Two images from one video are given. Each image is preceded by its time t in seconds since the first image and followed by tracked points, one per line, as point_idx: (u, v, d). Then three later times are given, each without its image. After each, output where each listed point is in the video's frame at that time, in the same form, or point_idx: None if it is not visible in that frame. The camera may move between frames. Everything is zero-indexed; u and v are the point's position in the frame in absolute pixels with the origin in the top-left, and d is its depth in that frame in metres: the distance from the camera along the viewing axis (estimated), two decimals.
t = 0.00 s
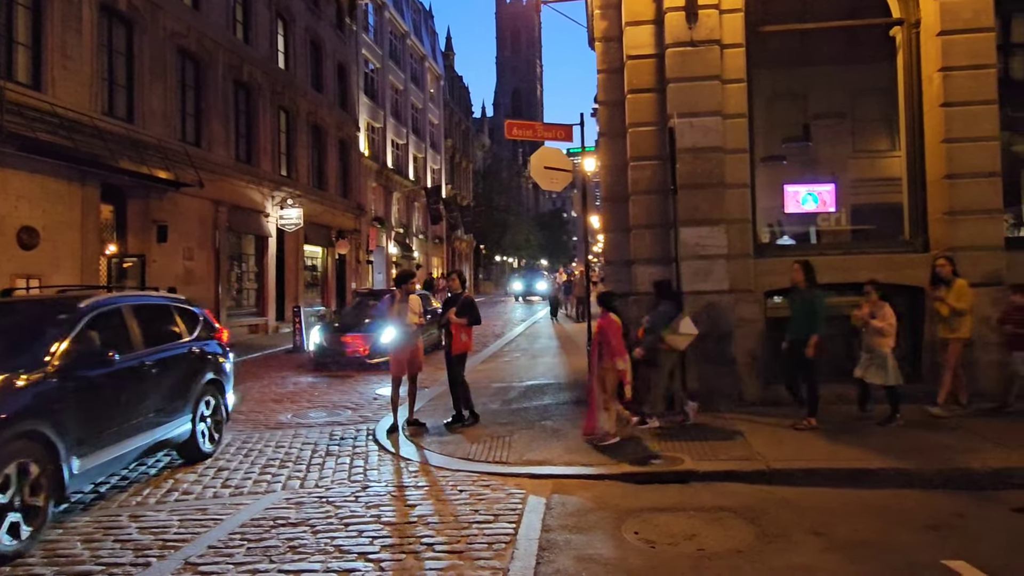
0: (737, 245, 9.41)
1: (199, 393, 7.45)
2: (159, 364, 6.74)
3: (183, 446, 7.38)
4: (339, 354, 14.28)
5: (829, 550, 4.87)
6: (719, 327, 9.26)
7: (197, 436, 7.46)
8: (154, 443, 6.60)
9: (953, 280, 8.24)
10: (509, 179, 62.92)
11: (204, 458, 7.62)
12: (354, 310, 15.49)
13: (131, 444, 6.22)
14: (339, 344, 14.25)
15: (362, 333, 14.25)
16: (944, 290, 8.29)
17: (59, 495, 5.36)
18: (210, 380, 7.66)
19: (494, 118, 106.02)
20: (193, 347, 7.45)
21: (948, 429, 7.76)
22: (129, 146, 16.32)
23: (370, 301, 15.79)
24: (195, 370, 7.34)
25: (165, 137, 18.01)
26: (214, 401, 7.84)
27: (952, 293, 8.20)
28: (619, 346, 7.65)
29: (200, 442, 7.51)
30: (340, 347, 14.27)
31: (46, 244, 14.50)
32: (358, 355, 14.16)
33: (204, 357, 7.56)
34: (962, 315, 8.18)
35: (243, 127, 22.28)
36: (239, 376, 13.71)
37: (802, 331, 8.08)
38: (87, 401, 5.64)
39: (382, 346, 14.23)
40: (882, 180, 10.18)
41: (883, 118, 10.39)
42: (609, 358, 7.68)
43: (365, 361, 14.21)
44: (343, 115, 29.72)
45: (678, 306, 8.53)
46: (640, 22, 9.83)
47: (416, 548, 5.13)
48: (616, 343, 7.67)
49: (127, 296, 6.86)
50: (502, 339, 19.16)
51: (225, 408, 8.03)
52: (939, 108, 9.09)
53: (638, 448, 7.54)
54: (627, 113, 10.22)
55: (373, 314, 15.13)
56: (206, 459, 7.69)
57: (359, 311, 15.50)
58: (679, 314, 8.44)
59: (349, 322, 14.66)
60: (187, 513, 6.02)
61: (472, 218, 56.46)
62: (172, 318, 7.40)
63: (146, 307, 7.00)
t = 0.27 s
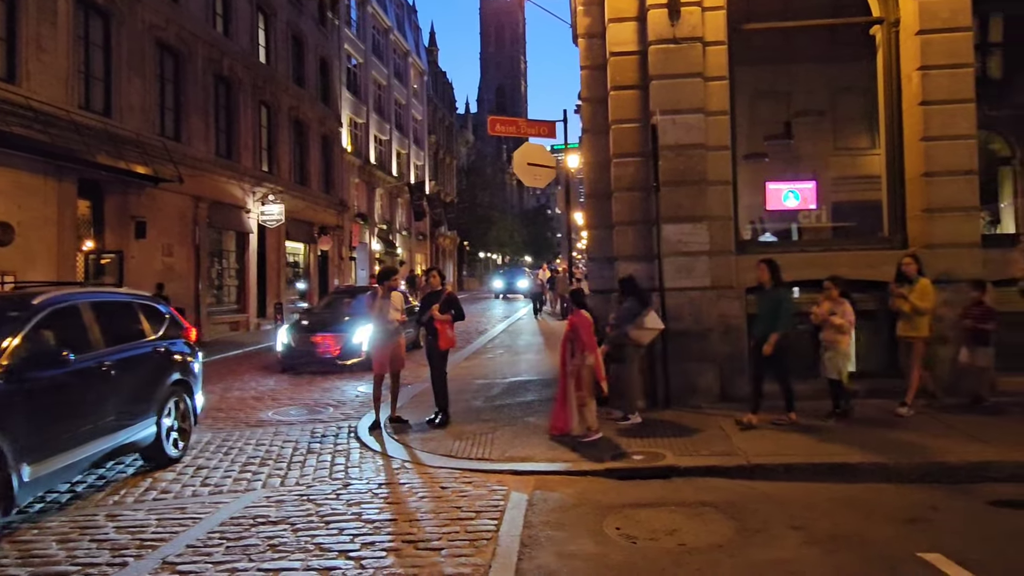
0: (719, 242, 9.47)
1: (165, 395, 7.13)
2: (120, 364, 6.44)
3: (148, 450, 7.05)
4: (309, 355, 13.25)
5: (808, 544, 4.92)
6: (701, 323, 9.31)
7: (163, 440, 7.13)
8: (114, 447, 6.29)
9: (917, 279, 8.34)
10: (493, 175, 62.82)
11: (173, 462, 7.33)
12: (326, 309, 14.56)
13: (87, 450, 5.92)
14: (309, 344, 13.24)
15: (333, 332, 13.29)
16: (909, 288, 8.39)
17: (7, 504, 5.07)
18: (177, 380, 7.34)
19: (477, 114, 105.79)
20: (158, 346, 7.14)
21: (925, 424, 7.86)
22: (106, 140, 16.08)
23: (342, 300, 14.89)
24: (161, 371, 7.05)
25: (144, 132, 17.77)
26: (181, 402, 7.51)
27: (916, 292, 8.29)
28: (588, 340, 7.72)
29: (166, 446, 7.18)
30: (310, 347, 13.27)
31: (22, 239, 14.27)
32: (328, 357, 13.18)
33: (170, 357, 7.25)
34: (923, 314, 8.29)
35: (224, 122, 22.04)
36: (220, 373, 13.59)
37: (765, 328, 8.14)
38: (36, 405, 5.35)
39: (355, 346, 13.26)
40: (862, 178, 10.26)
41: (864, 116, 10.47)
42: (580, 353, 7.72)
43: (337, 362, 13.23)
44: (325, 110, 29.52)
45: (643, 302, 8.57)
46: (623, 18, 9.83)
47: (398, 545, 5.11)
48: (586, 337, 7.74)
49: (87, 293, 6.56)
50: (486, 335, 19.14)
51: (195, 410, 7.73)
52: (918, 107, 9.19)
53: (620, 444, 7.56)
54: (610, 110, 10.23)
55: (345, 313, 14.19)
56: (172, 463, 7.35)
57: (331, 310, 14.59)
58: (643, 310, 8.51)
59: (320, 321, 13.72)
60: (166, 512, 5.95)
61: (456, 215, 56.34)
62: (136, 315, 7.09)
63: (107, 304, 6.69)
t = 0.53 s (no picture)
0: (696, 237, 9.55)
1: (124, 396, 6.74)
2: (73, 364, 6.03)
3: (104, 454, 6.64)
4: (271, 354, 12.47)
5: (782, 536, 4.98)
6: (678, 318, 9.38)
7: (121, 443, 6.73)
8: (66, 453, 5.91)
9: (878, 275, 8.39)
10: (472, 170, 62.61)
11: (131, 467, 6.93)
12: (292, 308, 13.83)
13: (34, 455, 5.54)
14: (272, 342, 12.47)
15: (298, 330, 12.55)
16: (869, 282, 8.46)
17: None
18: (138, 380, 6.94)
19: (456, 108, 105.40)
20: (117, 345, 6.72)
21: (897, 417, 7.99)
22: (76, 132, 15.76)
23: (309, 299, 14.17)
24: (120, 371, 6.64)
25: (115, 123, 17.44)
26: (142, 404, 7.10)
27: (875, 288, 8.36)
28: (556, 335, 7.69)
29: (124, 450, 6.77)
30: (272, 346, 12.50)
31: None
32: (292, 356, 12.41)
33: (130, 356, 6.85)
34: (882, 309, 8.38)
35: (198, 114, 21.70)
36: (195, 370, 13.42)
37: (725, 326, 8.10)
38: None
39: (321, 344, 12.54)
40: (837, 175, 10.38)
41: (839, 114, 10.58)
42: (547, 346, 7.71)
43: (302, 361, 12.46)
44: (302, 103, 29.21)
45: (604, 299, 8.74)
46: (602, 14, 9.84)
47: (375, 541, 5.09)
48: (556, 331, 7.71)
49: (40, 286, 6.12)
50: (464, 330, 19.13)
51: (157, 412, 7.33)
52: (891, 105, 9.32)
53: (598, 439, 7.59)
54: (589, 105, 10.24)
55: (311, 312, 13.48)
56: (130, 468, 6.95)
57: (297, 309, 13.85)
58: (604, 308, 8.67)
59: (285, 319, 12.98)
60: (138, 510, 5.86)
61: (434, 209, 56.15)
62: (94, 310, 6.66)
63: (62, 299, 6.26)
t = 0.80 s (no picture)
0: (681, 233, 9.59)
1: (88, 396, 6.42)
2: (30, 363, 5.73)
3: (67, 457, 6.34)
4: (240, 353, 12.01)
5: (764, 529, 5.02)
6: (661, 312, 9.44)
7: (85, 446, 6.42)
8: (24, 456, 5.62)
9: (839, 273, 8.46)
10: (456, 165, 62.41)
11: (98, 470, 6.63)
12: (264, 305, 13.30)
13: None
14: (240, 341, 12.01)
15: (268, 328, 12.08)
16: (832, 279, 8.51)
17: None
18: (103, 379, 6.62)
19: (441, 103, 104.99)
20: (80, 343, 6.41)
21: (877, 411, 8.09)
22: (53, 124, 15.52)
23: (283, 294, 13.61)
24: (83, 370, 6.33)
25: (94, 115, 17.19)
26: (109, 404, 6.78)
27: (839, 284, 8.39)
28: (527, 328, 7.72)
29: (89, 453, 6.47)
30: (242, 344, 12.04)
31: None
32: (262, 355, 11.96)
33: (93, 354, 6.53)
34: (844, 305, 8.41)
35: (178, 107, 21.43)
36: (177, 365, 13.29)
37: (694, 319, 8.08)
38: None
39: (292, 343, 12.10)
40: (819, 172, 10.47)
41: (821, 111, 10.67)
42: (517, 339, 7.77)
43: (272, 361, 12.01)
44: (285, 96, 28.97)
45: (573, 292, 8.82)
46: (587, 9, 9.84)
47: (360, 535, 5.08)
48: (527, 325, 7.74)
49: None
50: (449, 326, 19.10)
51: (125, 413, 7.02)
52: (873, 103, 9.41)
53: (583, 433, 7.61)
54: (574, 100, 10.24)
55: (284, 308, 12.95)
56: (97, 471, 6.65)
57: (270, 305, 13.33)
58: (573, 300, 8.75)
59: (256, 316, 12.48)
60: (119, 506, 5.80)
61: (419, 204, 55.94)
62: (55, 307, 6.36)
63: (20, 294, 5.96)
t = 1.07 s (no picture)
0: (682, 229, 9.57)
1: (72, 398, 6.17)
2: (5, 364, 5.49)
3: (50, 462, 6.09)
4: (228, 354, 11.54)
5: (766, 524, 5.03)
6: (662, 308, 9.46)
7: (68, 450, 6.17)
8: None
9: (823, 269, 8.35)
10: (457, 162, 62.36)
11: (83, 475, 6.38)
12: (254, 303, 12.86)
13: None
14: (228, 341, 11.55)
15: (257, 327, 11.65)
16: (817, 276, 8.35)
17: None
18: (87, 381, 6.37)
19: (442, 100, 104.88)
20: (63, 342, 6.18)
21: (879, 407, 8.08)
22: (55, 121, 15.52)
23: (273, 292, 13.16)
24: (66, 371, 6.09)
25: (96, 112, 17.19)
26: (94, 406, 6.52)
27: (824, 281, 8.28)
28: (518, 326, 7.76)
29: (72, 457, 6.22)
30: (230, 344, 11.58)
31: None
32: (251, 355, 11.52)
33: (76, 355, 6.27)
34: (829, 303, 8.25)
35: (179, 104, 21.42)
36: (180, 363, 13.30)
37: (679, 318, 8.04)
38: None
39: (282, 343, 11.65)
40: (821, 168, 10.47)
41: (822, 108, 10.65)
42: (506, 336, 7.82)
43: (261, 361, 11.57)
44: (286, 93, 28.96)
45: (562, 289, 8.74)
46: (589, 5, 9.83)
47: (363, 530, 5.09)
48: (518, 321, 7.77)
49: None
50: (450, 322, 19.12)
51: (113, 415, 6.77)
52: (875, 99, 9.39)
53: (584, 429, 7.62)
54: (576, 96, 10.23)
55: (274, 307, 12.52)
56: (81, 476, 6.40)
57: (259, 303, 12.88)
58: (560, 297, 8.70)
59: (244, 315, 12.03)
60: (122, 501, 5.81)
61: (420, 202, 55.93)
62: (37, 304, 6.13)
63: None
